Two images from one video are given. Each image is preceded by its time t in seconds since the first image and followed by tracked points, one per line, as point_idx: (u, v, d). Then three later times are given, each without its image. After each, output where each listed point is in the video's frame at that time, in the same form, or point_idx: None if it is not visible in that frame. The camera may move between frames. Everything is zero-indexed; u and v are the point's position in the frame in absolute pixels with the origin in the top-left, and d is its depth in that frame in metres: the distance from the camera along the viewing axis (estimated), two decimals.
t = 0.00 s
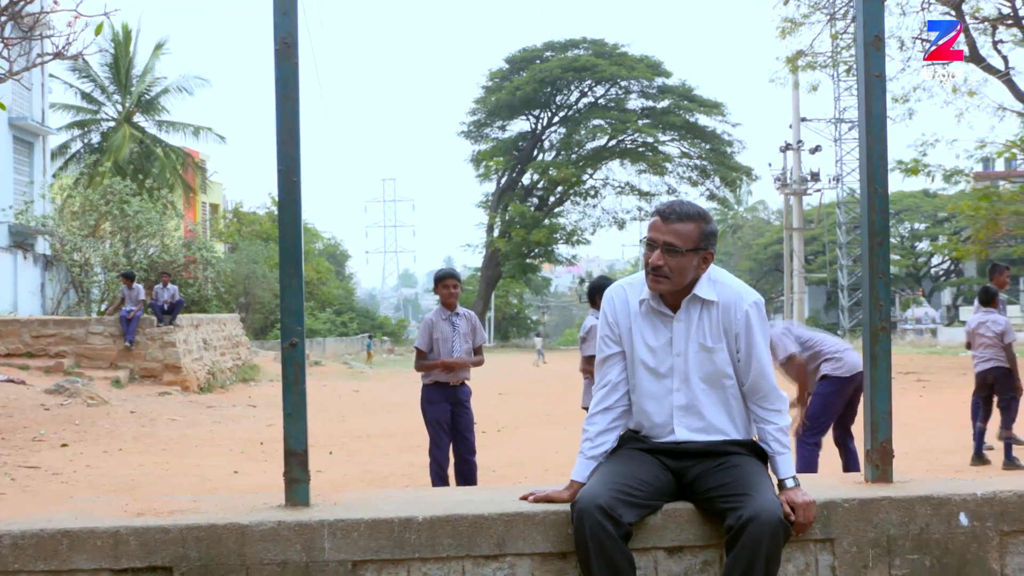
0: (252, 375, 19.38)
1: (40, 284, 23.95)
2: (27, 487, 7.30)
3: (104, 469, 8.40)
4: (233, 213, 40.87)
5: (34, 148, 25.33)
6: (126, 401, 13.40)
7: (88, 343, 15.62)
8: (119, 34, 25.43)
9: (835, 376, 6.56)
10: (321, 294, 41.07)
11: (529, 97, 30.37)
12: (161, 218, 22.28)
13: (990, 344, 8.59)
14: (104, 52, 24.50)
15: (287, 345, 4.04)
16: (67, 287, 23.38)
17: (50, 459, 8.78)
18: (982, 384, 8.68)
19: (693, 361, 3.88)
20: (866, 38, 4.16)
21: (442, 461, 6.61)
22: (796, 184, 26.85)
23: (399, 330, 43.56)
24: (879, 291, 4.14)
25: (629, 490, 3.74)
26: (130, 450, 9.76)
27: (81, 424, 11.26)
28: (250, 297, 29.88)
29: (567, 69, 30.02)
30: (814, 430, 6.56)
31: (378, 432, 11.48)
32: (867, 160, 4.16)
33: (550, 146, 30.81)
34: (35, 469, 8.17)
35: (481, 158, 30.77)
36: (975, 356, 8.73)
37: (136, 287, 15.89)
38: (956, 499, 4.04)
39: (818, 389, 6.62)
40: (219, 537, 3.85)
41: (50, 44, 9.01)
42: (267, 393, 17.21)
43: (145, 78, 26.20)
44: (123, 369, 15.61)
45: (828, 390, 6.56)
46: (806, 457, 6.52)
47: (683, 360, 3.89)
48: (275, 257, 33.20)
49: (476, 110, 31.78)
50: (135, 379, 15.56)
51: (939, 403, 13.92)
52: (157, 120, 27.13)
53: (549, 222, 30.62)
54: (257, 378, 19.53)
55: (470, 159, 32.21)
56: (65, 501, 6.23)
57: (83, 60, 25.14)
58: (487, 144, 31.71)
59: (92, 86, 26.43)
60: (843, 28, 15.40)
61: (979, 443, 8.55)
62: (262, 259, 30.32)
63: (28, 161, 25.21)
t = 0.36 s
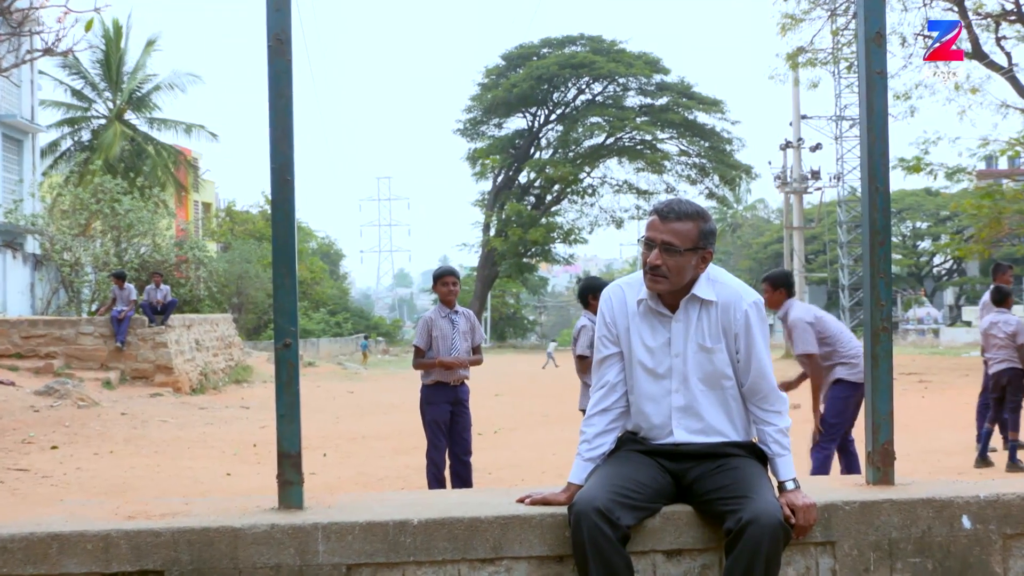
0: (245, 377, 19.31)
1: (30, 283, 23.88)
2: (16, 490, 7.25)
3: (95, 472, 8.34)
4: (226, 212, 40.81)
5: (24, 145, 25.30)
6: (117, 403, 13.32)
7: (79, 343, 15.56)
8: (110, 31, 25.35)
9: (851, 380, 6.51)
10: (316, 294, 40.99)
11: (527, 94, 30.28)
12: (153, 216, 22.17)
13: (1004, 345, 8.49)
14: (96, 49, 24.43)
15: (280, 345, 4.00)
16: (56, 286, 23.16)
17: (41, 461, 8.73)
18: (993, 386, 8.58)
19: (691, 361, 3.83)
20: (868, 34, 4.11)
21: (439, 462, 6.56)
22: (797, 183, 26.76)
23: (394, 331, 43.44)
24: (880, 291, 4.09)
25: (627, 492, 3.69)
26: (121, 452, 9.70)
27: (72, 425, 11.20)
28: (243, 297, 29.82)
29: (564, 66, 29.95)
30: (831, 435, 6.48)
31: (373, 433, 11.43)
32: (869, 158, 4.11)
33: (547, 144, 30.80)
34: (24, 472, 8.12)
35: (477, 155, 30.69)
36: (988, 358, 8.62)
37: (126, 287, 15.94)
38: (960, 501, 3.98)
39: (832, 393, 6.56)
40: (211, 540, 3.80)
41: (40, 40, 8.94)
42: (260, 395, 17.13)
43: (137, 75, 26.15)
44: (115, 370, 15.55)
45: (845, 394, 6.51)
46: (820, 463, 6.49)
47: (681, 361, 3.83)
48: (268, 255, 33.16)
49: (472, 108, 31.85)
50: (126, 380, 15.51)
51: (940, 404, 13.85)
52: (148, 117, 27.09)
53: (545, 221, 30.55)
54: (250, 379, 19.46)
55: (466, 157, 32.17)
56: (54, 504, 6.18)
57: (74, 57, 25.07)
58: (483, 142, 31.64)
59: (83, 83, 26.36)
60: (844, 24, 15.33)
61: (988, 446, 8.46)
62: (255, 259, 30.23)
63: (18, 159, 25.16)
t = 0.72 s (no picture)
0: (236, 378, 19.24)
1: (17, 283, 23.81)
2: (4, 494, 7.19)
3: (83, 475, 8.29)
4: (217, 211, 40.70)
5: (10, 142, 25.27)
6: (106, 405, 13.25)
7: (67, 344, 15.51)
8: (99, 26, 25.25)
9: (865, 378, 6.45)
10: (308, 294, 40.89)
11: (522, 92, 30.12)
12: (142, 214, 22.07)
13: (1013, 347, 8.24)
14: (84, 45, 24.34)
15: (272, 346, 3.93)
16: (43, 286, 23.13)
17: (29, 464, 8.67)
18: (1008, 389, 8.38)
19: (689, 362, 3.77)
20: (869, 30, 4.04)
21: (437, 464, 6.49)
22: (797, 181, 26.67)
23: (388, 330, 43.35)
24: (881, 291, 4.03)
25: (624, 495, 3.62)
26: (110, 455, 9.64)
27: (60, 428, 11.14)
28: (235, 297, 29.76)
29: (561, 62, 29.86)
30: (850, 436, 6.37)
31: (367, 436, 11.38)
32: (870, 156, 4.04)
33: (543, 141, 30.72)
34: (12, 475, 8.06)
35: (473, 153, 30.69)
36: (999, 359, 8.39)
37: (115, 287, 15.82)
38: (963, 505, 3.92)
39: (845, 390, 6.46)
40: (201, 544, 3.73)
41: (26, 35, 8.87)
42: (253, 396, 17.07)
43: (126, 71, 26.08)
44: (103, 372, 15.49)
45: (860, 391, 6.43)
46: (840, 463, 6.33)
47: (680, 362, 3.77)
48: (260, 255, 33.09)
49: (467, 105, 31.66)
50: (115, 382, 15.46)
51: (942, 405, 13.78)
52: (138, 114, 27.05)
53: (541, 220, 30.43)
54: (242, 380, 19.37)
55: (461, 155, 32.07)
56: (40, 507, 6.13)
57: (61, 52, 24.99)
58: (479, 139, 31.54)
59: (71, 80, 26.26)
60: (845, 20, 15.27)
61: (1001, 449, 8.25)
62: (246, 259, 30.13)
63: (4, 156, 25.18)
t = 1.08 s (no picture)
0: (226, 379, 19.14)
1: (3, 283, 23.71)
2: None
3: (68, 479, 8.21)
4: (206, 209, 40.53)
5: None
6: (93, 407, 13.18)
7: (53, 345, 15.45)
8: (86, 22, 25.18)
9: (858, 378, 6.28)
10: (299, 294, 40.75)
11: (517, 88, 29.96)
12: (130, 213, 21.96)
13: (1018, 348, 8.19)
14: (70, 40, 24.28)
15: (262, 347, 3.86)
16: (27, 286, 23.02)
17: (14, 468, 8.59)
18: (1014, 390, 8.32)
19: (686, 363, 3.70)
20: (869, 26, 3.98)
21: (431, 464, 6.42)
22: (796, 180, 26.58)
23: (380, 331, 43.25)
24: (881, 291, 3.96)
25: (620, 498, 3.56)
26: (97, 457, 9.57)
27: (45, 430, 11.07)
28: (224, 297, 29.66)
29: (556, 58, 29.77)
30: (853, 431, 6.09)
31: (360, 438, 11.31)
32: (870, 153, 3.98)
33: (538, 139, 30.62)
34: None
35: (466, 151, 30.63)
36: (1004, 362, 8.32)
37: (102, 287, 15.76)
38: (964, 508, 3.86)
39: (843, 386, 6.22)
40: (189, 549, 3.67)
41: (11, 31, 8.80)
42: (242, 398, 17.00)
43: (114, 67, 26.00)
44: (90, 373, 15.42)
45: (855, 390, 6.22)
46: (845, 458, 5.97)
47: (677, 362, 3.70)
48: (249, 254, 32.99)
49: (461, 102, 31.45)
50: (102, 384, 15.39)
51: (943, 407, 13.68)
52: (125, 111, 26.96)
53: (536, 219, 30.31)
54: (231, 382, 19.28)
55: (454, 152, 31.94)
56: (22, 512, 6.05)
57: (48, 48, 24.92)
58: (472, 136, 31.41)
59: (58, 76, 26.14)
60: (844, 16, 15.20)
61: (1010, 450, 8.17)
62: (236, 259, 30.03)
63: None
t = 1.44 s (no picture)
0: (217, 380, 19.08)
1: None
2: None
3: (57, 481, 8.15)
4: (198, 208, 40.41)
5: None
6: (83, 409, 13.12)
7: (41, 346, 15.37)
8: (76, 16, 25.13)
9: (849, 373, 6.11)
10: (291, 293, 40.65)
11: (513, 84, 29.80)
12: (120, 211, 21.82)
13: None
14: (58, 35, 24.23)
15: (254, 348, 3.80)
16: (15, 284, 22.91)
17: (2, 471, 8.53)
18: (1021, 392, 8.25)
19: (684, 364, 3.64)
20: (871, 21, 3.91)
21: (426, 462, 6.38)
22: (797, 177, 26.48)
23: (375, 331, 43.19)
24: (884, 291, 3.90)
25: (618, 501, 3.49)
26: (86, 460, 9.51)
27: (33, 432, 11.02)
28: (216, 296, 29.60)
29: (553, 54, 29.64)
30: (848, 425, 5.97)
31: (354, 440, 11.25)
32: (872, 151, 3.91)
33: (535, 136, 30.50)
34: None
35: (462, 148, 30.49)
36: (1010, 362, 8.26)
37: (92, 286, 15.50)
38: (967, 511, 3.80)
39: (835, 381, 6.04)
40: (180, 553, 3.61)
41: None
42: (234, 399, 16.94)
43: (104, 63, 25.96)
44: (79, 374, 15.38)
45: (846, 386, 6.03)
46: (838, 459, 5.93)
47: (676, 364, 3.64)
48: (241, 252, 32.89)
49: (456, 98, 31.15)
50: (92, 385, 15.35)
51: (945, 408, 13.60)
52: (115, 107, 26.79)
53: (533, 217, 30.17)
54: (222, 383, 19.22)
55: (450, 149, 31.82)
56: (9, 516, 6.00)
57: (35, 43, 24.81)
58: (468, 133, 31.27)
59: (46, 72, 26.00)
60: (846, 11, 15.12)
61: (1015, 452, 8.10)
62: (228, 257, 29.94)
63: None
